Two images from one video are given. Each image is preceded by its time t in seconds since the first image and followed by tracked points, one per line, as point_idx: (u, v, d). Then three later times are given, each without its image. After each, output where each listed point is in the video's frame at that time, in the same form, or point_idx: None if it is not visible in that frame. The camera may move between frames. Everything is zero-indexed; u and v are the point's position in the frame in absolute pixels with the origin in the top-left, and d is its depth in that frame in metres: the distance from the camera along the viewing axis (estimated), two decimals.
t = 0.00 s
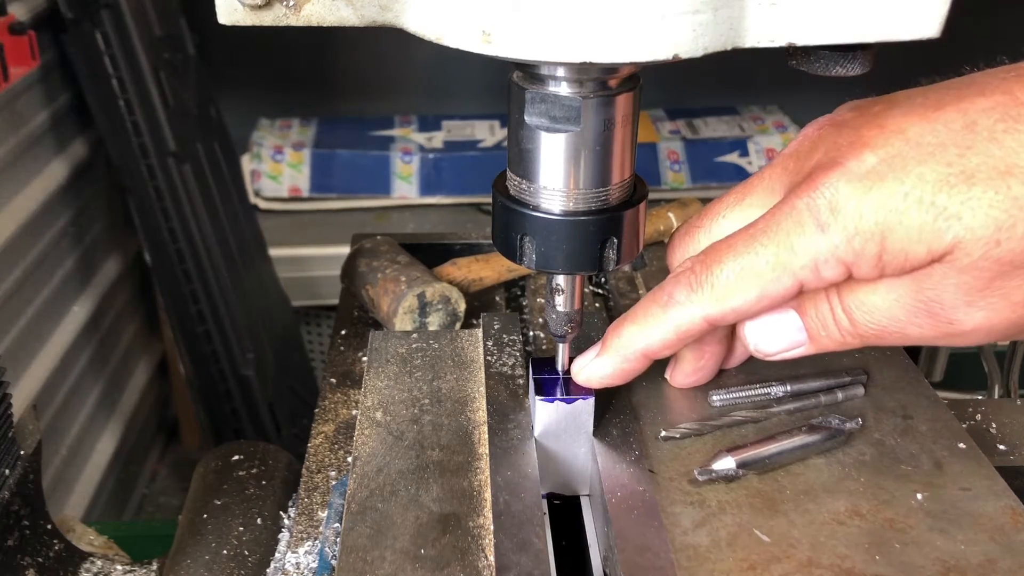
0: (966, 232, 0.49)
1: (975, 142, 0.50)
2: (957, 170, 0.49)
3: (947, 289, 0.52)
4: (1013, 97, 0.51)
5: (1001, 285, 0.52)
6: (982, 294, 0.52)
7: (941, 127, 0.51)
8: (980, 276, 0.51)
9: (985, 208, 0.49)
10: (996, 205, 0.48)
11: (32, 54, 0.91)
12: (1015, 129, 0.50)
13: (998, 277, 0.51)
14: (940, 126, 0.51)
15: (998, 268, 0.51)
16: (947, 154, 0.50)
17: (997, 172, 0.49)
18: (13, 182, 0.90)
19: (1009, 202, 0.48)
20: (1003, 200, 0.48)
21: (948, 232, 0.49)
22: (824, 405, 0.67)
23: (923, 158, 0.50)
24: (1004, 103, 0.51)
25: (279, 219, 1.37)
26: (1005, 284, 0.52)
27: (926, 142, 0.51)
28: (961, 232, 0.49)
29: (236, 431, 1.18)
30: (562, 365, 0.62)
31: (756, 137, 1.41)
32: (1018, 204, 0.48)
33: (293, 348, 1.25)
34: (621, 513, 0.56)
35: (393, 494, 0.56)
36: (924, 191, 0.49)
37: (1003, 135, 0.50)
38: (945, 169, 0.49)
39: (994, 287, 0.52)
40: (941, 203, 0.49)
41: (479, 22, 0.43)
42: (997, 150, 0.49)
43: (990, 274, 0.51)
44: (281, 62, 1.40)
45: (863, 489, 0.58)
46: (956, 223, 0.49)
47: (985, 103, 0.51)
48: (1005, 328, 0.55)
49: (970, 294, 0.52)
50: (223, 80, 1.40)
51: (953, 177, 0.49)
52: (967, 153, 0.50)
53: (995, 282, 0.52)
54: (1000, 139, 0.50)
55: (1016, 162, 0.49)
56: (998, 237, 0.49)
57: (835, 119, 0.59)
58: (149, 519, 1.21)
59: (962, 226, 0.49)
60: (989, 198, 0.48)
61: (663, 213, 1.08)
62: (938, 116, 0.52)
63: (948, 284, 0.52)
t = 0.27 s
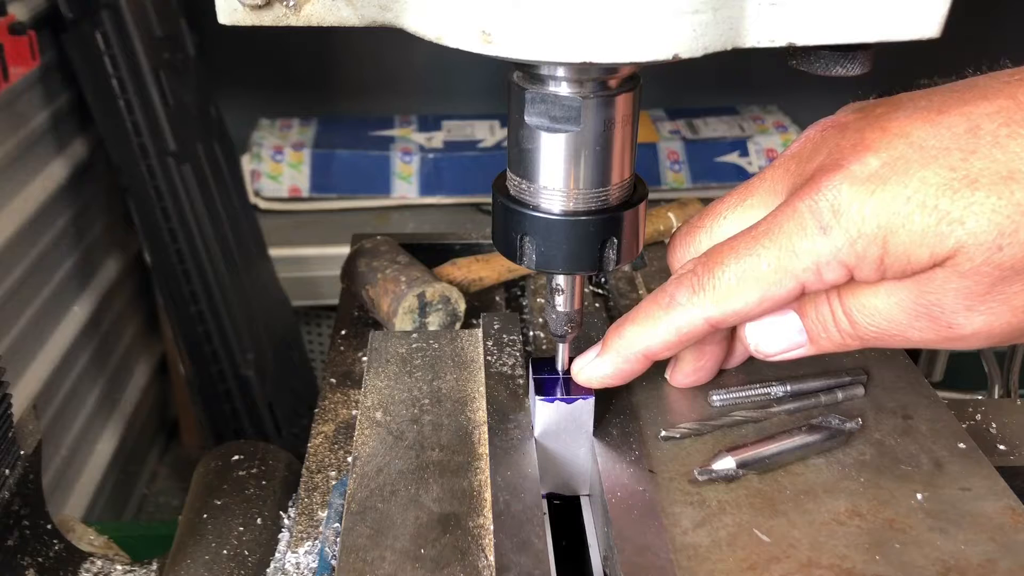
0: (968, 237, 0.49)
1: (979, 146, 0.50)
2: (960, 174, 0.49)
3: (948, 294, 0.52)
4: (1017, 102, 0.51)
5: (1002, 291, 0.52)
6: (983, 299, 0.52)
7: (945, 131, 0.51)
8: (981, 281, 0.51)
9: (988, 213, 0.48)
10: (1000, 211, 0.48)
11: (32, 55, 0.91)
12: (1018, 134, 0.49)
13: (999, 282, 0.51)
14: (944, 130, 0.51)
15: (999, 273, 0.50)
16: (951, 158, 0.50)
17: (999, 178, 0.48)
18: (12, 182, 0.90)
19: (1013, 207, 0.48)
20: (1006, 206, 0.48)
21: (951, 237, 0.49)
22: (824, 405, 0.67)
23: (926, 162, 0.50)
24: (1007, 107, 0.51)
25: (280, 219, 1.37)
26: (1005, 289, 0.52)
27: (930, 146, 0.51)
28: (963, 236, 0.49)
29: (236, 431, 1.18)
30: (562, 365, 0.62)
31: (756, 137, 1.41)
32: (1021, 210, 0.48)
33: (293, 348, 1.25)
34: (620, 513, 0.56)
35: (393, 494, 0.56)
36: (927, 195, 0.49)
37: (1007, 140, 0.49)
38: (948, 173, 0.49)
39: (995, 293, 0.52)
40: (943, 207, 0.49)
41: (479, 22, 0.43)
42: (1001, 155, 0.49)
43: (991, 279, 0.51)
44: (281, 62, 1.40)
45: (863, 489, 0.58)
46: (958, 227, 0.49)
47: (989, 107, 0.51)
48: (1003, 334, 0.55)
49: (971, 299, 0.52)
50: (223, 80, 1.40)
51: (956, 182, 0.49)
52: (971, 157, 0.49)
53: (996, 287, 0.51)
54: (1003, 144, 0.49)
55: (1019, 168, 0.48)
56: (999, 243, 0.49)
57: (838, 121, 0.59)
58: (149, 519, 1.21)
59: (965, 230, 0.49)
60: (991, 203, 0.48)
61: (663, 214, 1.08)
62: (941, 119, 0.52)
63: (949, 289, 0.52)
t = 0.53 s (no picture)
0: (971, 240, 0.49)
1: (982, 149, 0.50)
2: (963, 177, 0.49)
3: (951, 298, 0.52)
4: (1019, 103, 0.51)
5: (1005, 294, 0.52)
6: (986, 302, 0.52)
7: (947, 134, 0.51)
8: (985, 285, 0.51)
9: (991, 216, 0.48)
10: (1002, 214, 0.48)
11: (32, 54, 0.91)
12: (1021, 136, 0.50)
13: (1002, 286, 0.51)
14: (947, 133, 0.51)
15: (1001, 277, 0.50)
16: (953, 161, 0.50)
17: (1003, 181, 0.49)
18: (12, 182, 0.90)
19: (1016, 210, 0.48)
20: (1009, 209, 0.48)
21: (954, 240, 0.49)
22: (824, 405, 0.67)
23: (929, 165, 0.50)
24: (1010, 110, 0.51)
25: (279, 219, 1.37)
26: (1008, 292, 0.52)
27: (932, 148, 0.51)
28: (966, 240, 0.49)
29: (236, 430, 1.18)
30: (562, 365, 0.62)
31: (757, 137, 1.41)
32: None
33: (293, 348, 1.25)
34: (620, 513, 0.56)
35: (393, 494, 0.56)
36: (930, 198, 0.49)
37: (1010, 142, 0.50)
38: (951, 176, 0.49)
39: (998, 296, 0.52)
40: (946, 210, 0.49)
41: (479, 22, 0.43)
42: (1004, 158, 0.49)
43: (994, 283, 0.51)
44: (281, 61, 1.40)
45: (863, 489, 0.58)
46: (961, 231, 0.49)
47: (991, 109, 0.51)
48: (1006, 336, 0.55)
49: (974, 303, 0.52)
50: (224, 80, 1.40)
51: (959, 185, 0.49)
52: (973, 160, 0.50)
53: (999, 291, 0.51)
54: (1006, 146, 0.50)
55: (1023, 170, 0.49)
56: (1003, 246, 0.49)
57: (840, 124, 0.59)
58: (149, 519, 1.21)
59: (968, 234, 0.49)
60: (995, 207, 0.48)
61: (663, 214, 1.08)
62: (944, 122, 0.52)
63: (951, 293, 0.52)
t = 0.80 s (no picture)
0: (970, 240, 0.49)
1: (980, 149, 0.50)
2: (961, 177, 0.49)
3: (949, 297, 0.52)
4: (1018, 103, 0.51)
5: (1002, 294, 0.52)
6: (984, 302, 0.53)
7: (945, 133, 0.51)
8: (983, 285, 0.51)
9: (989, 216, 0.48)
10: (1001, 214, 0.48)
11: (32, 54, 0.91)
12: (1018, 136, 0.49)
13: (1000, 286, 0.51)
14: (945, 132, 0.51)
15: (1000, 277, 0.50)
16: (952, 161, 0.50)
17: (1001, 181, 0.48)
18: (12, 182, 0.90)
19: (1014, 210, 0.48)
20: (1008, 209, 0.48)
21: (952, 239, 0.49)
22: (824, 405, 0.67)
23: (927, 164, 0.50)
24: (1008, 109, 0.51)
25: (279, 219, 1.37)
26: (1006, 292, 0.52)
27: (930, 148, 0.51)
28: (964, 239, 0.49)
29: (236, 430, 1.18)
30: (562, 365, 0.62)
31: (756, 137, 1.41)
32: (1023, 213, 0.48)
33: (293, 348, 1.25)
34: (620, 513, 0.56)
35: (393, 494, 0.56)
36: (928, 198, 0.49)
37: (1007, 142, 0.49)
38: (949, 176, 0.49)
39: (996, 296, 0.52)
40: (944, 210, 0.49)
41: (479, 22, 0.43)
42: (1002, 158, 0.49)
43: (992, 282, 0.51)
44: (281, 61, 1.40)
45: (863, 489, 0.58)
46: (960, 231, 0.49)
47: (989, 108, 0.51)
48: (1004, 336, 0.55)
49: (972, 303, 0.53)
50: (224, 80, 1.40)
51: (957, 185, 0.49)
52: (972, 160, 0.50)
53: (997, 290, 0.52)
54: (1005, 146, 0.49)
55: (1021, 171, 0.48)
56: (1001, 246, 0.49)
57: (838, 123, 0.59)
58: (149, 519, 1.21)
59: (966, 234, 0.49)
60: (993, 207, 0.48)
61: (663, 214, 1.09)
62: (943, 121, 0.52)
63: (949, 292, 0.52)
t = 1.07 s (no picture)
0: (972, 243, 0.49)
1: (982, 151, 0.50)
2: (963, 180, 0.49)
3: (951, 300, 0.52)
4: (1019, 105, 0.51)
5: (1005, 297, 0.52)
6: (986, 305, 0.53)
7: (946, 135, 0.51)
8: (985, 287, 0.51)
9: (991, 219, 0.49)
10: (1003, 216, 0.48)
11: (32, 54, 0.91)
12: (1021, 138, 0.50)
13: (1002, 288, 0.51)
14: (946, 134, 0.51)
15: (1002, 280, 0.51)
16: (953, 163, 0.50)
17: (1003, 184, 0.49)
18: (12, 181, 0.90)
19: (1016, 214, 0.48)
20: (1010, 212, 0.48)
21: (954, 243, 0.49)
22: (824, 405, 0.67)
23: (929, 166, 0.50)
24: (1010, 111, 0.51)
25: (279, 219, 1.37)
26: (1009, 295, 0.52)
27: (931, 150, 0.51)
28: (967, 242, 0.49)
29: (236, 430, 1.18)
30: (562, 365, 0.62)
31: (756, 137, 1.41)
32: None
33: (293, 348, 1.25)
34: (620, 513, 0.56)
35: (393, 494, 0.56)
36: (931, 201, 0.49)
37: (1010, 144, 0.50)
38: (951, 179, 0.49)
39: (998, 298, 0.52)
40: (947, 213, 0.49)
41: (479, 22, 0.43)
42: (1004, 160, 0.49)
43: (994, 285, 0.51)
44: (281, 61, 1.40)
45: (863, 489, 0.58)
46: (962, 234, 0.49)
47: (991, 110, 0.52)
48: (1005, 338, 0.55)
49: (974, 306, 0.53)
50: (224, 80, 1.40)
51: (959, 188, 0.49)
52: (974, 162, 0.50)
53: (999, 293, 0.52)
54: (1006, 148, 0.50)
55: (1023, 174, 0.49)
56: (1004, 249, 0.49)
57: (839, 124, 0.59)
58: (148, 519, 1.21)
59: (969, 236, 0.49)
60: (996, 210, 0.49)
61: (663, 214, 1.09)
62: (943, 122, 0.52)
63: (952, 295, 0.52)
